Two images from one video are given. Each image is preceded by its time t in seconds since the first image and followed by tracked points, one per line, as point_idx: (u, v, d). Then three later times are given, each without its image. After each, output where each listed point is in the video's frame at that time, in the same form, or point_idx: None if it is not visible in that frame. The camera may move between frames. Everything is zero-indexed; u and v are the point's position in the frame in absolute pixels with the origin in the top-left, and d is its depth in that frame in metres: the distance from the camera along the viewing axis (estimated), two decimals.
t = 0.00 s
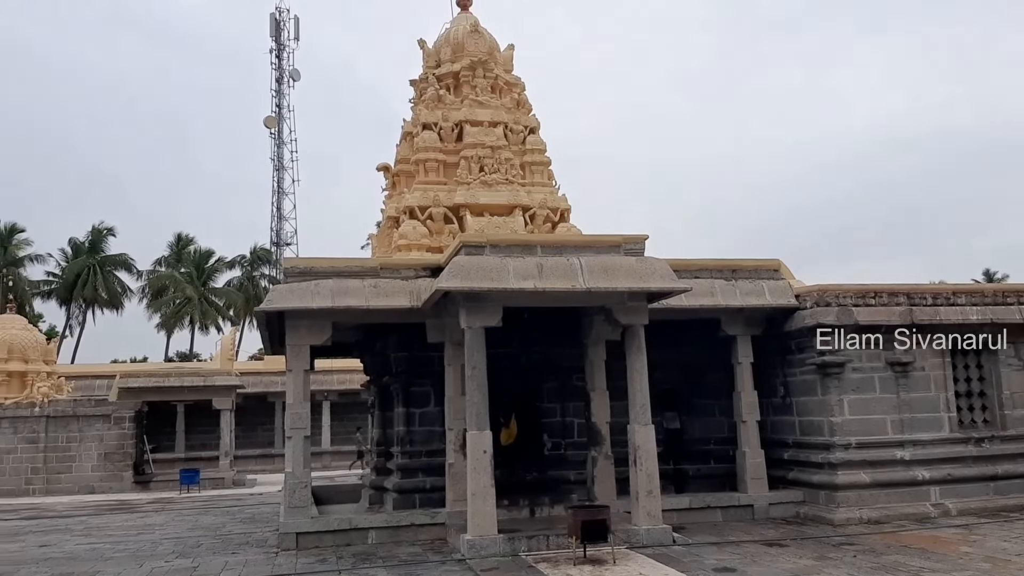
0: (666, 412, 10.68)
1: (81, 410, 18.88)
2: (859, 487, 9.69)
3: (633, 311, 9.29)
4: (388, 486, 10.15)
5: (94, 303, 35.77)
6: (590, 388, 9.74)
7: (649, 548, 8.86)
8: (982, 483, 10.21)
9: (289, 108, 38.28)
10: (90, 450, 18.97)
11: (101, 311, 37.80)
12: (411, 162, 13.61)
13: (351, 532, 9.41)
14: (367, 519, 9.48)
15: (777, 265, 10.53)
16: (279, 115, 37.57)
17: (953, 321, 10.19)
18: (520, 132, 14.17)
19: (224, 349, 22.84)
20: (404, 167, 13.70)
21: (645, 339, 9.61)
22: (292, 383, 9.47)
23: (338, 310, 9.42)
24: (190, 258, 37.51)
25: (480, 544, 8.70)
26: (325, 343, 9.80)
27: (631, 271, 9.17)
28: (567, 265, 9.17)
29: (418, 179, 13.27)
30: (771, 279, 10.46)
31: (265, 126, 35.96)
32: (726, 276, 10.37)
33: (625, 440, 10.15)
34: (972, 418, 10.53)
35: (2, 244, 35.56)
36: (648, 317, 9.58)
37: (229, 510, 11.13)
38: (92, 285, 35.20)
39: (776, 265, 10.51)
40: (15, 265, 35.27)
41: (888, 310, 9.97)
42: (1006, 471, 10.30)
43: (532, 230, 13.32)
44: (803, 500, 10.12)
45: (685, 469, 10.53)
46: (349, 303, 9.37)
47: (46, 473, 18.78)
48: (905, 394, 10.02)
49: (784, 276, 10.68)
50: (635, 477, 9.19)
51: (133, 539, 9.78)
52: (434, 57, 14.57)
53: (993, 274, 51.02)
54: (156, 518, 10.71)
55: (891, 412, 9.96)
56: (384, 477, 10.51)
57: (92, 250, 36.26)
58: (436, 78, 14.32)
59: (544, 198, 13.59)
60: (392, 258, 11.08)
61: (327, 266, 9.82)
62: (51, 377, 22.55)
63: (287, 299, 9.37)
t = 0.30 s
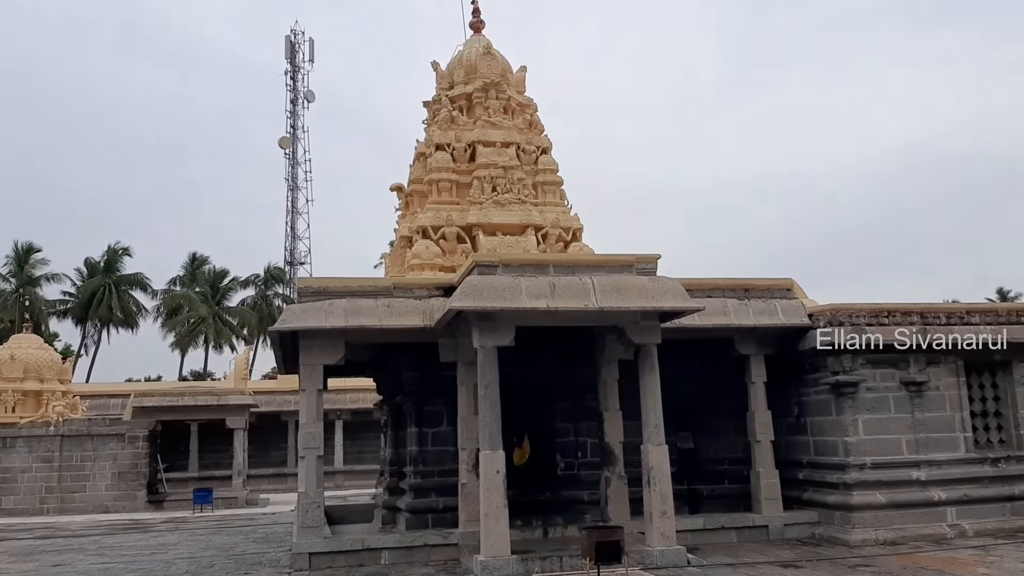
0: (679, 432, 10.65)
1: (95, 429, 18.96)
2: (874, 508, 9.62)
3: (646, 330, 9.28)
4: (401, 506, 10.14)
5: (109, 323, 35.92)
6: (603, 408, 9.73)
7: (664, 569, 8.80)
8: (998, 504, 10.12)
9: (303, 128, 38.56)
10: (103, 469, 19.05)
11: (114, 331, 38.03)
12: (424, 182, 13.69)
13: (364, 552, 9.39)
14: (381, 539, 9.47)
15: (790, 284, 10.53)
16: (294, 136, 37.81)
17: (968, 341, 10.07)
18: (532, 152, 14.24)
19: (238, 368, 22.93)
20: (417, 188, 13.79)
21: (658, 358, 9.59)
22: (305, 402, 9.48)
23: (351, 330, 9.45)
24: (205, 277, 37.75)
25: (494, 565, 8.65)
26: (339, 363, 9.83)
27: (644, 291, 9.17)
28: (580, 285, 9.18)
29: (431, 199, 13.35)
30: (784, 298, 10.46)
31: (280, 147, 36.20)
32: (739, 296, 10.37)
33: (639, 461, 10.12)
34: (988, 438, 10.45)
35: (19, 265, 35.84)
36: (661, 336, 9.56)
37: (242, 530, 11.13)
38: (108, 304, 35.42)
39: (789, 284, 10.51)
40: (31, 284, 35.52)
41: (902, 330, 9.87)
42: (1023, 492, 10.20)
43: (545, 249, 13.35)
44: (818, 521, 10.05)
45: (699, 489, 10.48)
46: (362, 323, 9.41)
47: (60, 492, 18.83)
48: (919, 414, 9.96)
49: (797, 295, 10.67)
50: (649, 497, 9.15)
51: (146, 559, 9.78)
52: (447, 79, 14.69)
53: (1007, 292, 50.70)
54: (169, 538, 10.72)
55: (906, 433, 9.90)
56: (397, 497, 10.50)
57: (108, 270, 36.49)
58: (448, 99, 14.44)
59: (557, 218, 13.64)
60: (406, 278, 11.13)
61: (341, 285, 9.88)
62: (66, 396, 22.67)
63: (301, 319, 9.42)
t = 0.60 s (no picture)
0: (693, 446, 10.63)
1: (109, 442, 19.07)
2: (889, 522, 9.56)
3: (658, 344, 9.27)
4: (414, 520, 10.15)
5: (123, 337, 36.06)
6: (616, 422, 9.72)
7: None
8: (1014, 518, 10.05)
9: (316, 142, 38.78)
10: (118, 482, 19.10)
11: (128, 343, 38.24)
12: (437, 196, 13.75)
13: (377, 565, 9.38)
14: (394, 552, 9.47)
15: (803, 297, 10.55)
16: (307, 150, 38.01)
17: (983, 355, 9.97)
18: (544, 166, 14.28)
19: (252, 382, 23.01)
20: (430, 202, 13.85)
21: (671, 372, 9.56)
22: (319, 416, 9.50)
23: (364, 343, 9.48)
24: (219, 291, 37.99)
25: None
26: (351, 376, 9.85)
27: (657, 305, 9.17)
28: (593, 298, 9.19)
29: (443, 214, 13.40)
30: (798, 312, 10.49)
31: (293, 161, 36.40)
32: (752, 309, 10.40)
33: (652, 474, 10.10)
34: (1003, 452, 10.39)
35: (35, 279, 36.08)
36: (673, 350, 9.54)
37: (255, 543, 11.15)
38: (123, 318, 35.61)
39: (802, 298, 10.53)
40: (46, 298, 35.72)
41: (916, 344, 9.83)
42: None
43: (557, 263, 13.37)
44: (833, 535, 9.99)
45: (712, 503, 10.46)
46: (375, 337, 9.43)
47: (75, 505, 18.91)
48: (934, 428, 9.91)
49: (810, 308, 10.68)
50: (662, 511, 9.12)
51: (161, 572, 9.80)
52: (460, 94, 14.76)
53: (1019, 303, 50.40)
54: (183, 551, 10.75)
55: (921, 447, 9.85)
56: (410, 511, 10.51)
57: (123, 284, 36.63)
58: (461, 114, 14.51)
59: (569, 231, 13.67)
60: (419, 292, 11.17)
61: (353, 299, 9.93)
62: (80, 409, 22.80)
63: (314, 332, 9.46)
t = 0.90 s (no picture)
0: (705, 453, 10.62)
1: (124, 449, 19.28)
2: (903, 529, 9.53)
3: (671, 351, 9.24)
4: (427, 526, 10.18)
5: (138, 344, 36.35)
6: (629, 429, 9.71)
7: None
8: None
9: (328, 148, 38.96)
10: (132, 488, 19.23)
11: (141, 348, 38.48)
12: (449, 204, 13.77)
13: (390, 571, 9.40)
14: (406, 559, 9.48)
15: (816, 305, 10.59)
16: (320, 156, 38.18)
17: (999, 362, 9.93)
18: (557, 173, 14.29)
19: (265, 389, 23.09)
20: (442, 210, 13.89)
21: (683, 379, 9.53)
22: (332, 423, 9.51)
23: (377, 350, 9.50)
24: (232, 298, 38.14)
25: None
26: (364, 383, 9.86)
27: (671, 312, 9.16)
28: (605, 305, 9.18)
29: (456, 221, 13.45)
30: (811, 319, 10.53)
31: (306, 167, 36.57)
32: (765, 316, 10.44)
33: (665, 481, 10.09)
34: (1018, 459, 10.34)
35: (50, 285, 36.37)
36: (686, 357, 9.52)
37: (268, 549, 11.19)
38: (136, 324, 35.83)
39: (816, 305, 10.57)
40: (60, 304, 35.95)
41: (931, 351, 9.81)
42: None
43: (569, 270, 13.37)
44: (846, 542, 9.96)
45: (725, 510, 10.45)
46: (387, 344, 9.46)
47: (90, 511, 19.01)
48: (949, 435, 9.87)
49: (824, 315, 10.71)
50: (675, 518, 9.10)
51: None
52: (473, 101, 14.79)
53: None
54: (196, 557, 10.79)
55: (935, 454, 9.81)
56: (423, 517, 10.54)
57: (136, 292, 36.73)
58: (473, 121, 14.53)
59: (581, 238, 13.68)
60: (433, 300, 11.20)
61: (366, 306, 9.95)
62: (95, 415, 22.97)
63: (326, 339, 9.49)
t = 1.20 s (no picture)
0: (718, 453, 10.61)
1: (139, 448, 19.44)
2: (917, 529, 9.50)
3: (683, 351, 9.23)
4: (439, 525, 10.21)
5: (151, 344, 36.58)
6: (641, 429, 9.72)
7: None
8: None
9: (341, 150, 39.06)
10: (147, 487, 19.39)
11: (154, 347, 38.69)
12: (462, 204, 13.79)
13: (402, 570, 9.43)
14: (419, 558, 9.51)
15: (830, 305, 10.58)
16: (334, 158, 38.27)
17: (1014, 362, 9.89)
18: (569, 173, 14.28)
19: (279, 389, 23.19)
20: (455, 210, 13.90)
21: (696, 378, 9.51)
22: (344, 422, 9.53)
23: (390, 350, 9.53)
24: (246, 298, 38.27)
25: None
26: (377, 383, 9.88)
27: (684, 312, 9.15)
28: (618, 306, 9.18)
29: (469, 221, 13.47)
30: (825, 319, 10.51)
31: (319, 168, 36.70)
32: (779, 316, 10.43)
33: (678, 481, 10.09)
34: None
35: (65, 284, 36.62)
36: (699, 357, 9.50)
37: (282, 547, 11.25)
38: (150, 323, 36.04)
39: (829, 305, 10.56)
40: (75, 304, 36.24)
41: (946, 351, 9.76)
42: None
43: (582, 270, 13.36)
44: (859, 542, 9.93)
45: (738, 510, 10.45)
46: (401, 344, 9.49)
47: (105, 510, 19.18)
48: (963, 436, 9.83)
49: (837, 316, 10.69)
50: (687, 518, 9.10)
51: None
52: (486, 102, 14.80)
53: None
54: (211, 555, 10.86)
55: (949, 454, 9.77)
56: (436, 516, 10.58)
57: (150, 292, 36.93)
58: (486, 122, 14.54)
59: (593, 238, 13.67)
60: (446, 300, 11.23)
61: (380, 307, 9.98)
62: (110, 415, 23.13)
63: (339, 339, 9.52)
